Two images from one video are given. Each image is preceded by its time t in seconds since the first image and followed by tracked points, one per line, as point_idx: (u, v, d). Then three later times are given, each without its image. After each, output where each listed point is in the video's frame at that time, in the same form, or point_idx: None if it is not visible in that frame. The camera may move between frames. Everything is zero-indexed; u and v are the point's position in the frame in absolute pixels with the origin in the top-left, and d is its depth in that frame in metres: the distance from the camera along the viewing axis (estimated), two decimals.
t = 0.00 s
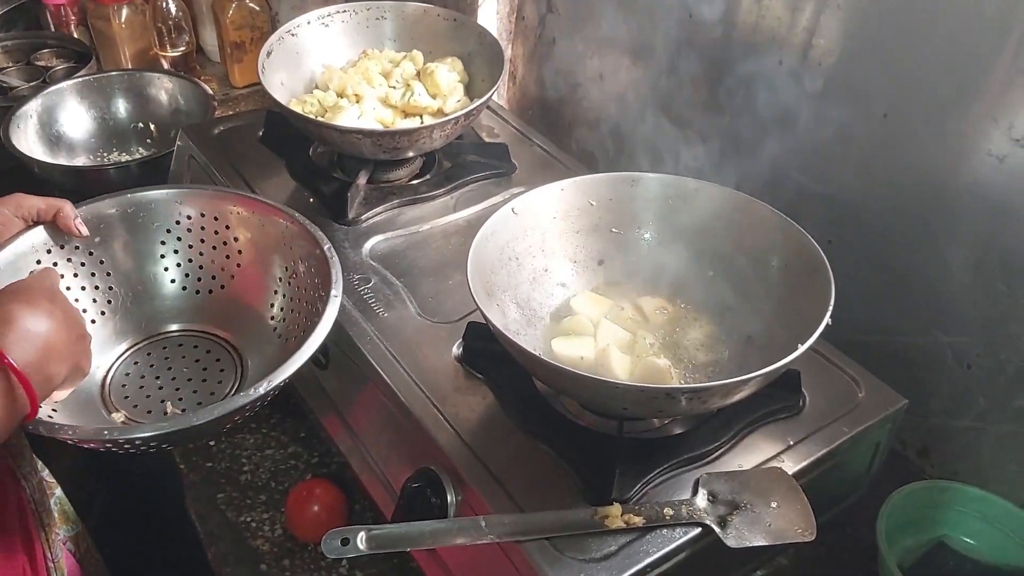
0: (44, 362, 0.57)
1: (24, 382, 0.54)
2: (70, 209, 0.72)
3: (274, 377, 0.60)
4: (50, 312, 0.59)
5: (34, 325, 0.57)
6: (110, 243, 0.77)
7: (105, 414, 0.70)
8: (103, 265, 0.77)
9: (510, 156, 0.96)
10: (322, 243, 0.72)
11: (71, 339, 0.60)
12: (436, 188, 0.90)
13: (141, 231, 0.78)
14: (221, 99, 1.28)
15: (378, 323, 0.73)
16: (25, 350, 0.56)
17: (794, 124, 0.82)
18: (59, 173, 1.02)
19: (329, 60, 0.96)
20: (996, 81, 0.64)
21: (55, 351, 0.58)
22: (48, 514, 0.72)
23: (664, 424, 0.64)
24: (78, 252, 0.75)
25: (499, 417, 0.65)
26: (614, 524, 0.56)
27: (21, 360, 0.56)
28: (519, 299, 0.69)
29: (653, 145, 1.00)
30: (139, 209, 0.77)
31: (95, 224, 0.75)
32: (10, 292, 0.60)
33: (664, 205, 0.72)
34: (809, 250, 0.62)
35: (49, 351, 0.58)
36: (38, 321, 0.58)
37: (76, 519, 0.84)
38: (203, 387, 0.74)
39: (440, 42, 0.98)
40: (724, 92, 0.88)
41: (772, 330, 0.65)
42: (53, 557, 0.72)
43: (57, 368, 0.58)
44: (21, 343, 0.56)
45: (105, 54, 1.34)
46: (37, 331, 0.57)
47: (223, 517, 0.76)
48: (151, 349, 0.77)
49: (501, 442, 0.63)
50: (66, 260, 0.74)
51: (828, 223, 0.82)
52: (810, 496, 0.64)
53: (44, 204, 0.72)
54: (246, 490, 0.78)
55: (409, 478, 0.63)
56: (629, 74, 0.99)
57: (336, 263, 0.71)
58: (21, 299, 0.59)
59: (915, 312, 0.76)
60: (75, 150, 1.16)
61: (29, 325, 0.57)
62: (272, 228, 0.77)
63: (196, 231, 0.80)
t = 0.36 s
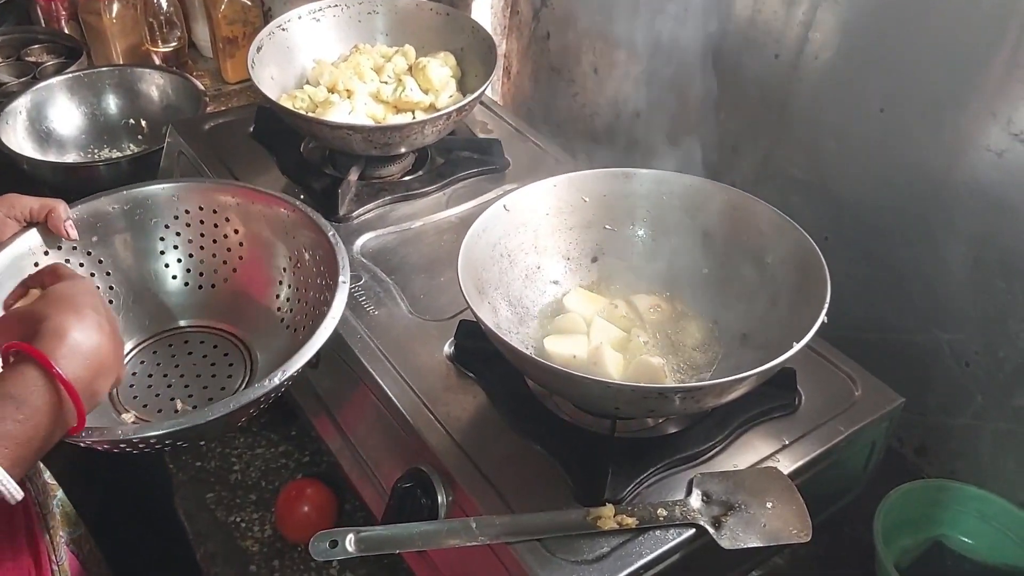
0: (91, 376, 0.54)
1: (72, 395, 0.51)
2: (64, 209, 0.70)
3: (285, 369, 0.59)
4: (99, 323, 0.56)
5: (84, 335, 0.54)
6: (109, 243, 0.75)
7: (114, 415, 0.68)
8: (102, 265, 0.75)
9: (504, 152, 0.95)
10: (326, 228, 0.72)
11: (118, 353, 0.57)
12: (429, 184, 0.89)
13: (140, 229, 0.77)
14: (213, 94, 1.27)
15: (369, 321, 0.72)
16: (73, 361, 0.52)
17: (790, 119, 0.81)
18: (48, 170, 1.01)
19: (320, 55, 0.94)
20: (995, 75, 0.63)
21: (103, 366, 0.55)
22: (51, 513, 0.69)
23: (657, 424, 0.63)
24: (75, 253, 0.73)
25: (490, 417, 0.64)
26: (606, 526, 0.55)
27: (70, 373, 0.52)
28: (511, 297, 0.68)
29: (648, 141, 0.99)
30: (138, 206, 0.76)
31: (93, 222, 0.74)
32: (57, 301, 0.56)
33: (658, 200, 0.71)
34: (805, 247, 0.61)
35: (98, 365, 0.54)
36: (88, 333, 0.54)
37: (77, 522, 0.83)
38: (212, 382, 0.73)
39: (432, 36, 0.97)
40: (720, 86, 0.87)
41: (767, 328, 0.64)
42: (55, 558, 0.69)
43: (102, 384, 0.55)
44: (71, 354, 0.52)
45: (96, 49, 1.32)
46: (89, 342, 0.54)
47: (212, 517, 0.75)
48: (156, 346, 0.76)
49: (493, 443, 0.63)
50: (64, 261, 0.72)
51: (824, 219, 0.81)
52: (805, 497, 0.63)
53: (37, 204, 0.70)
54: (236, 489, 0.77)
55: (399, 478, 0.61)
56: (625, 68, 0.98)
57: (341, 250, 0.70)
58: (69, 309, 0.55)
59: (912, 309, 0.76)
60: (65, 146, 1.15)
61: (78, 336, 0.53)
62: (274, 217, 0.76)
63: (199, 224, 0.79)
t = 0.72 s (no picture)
0: (278, 259, 0.44)
1: (211, 317, 0.44)
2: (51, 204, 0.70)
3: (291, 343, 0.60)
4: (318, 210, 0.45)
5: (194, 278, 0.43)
6: (104, 233, 0.75)
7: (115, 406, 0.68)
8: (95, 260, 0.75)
9: (499, 147, 0.94)
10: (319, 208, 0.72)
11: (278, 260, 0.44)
12: (423, 179, 0.88)
13: (131, 220, 0.76)
14: (205, 89, 1.26)
15: (362, 318, 0.71)
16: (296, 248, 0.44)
17: (788, 113, 0.80)
18: (38, 165, 1.00)
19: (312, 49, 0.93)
20: (994, 69, 0.62)
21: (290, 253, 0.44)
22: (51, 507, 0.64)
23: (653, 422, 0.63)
24: (67, 248, 0.73)
25: (485, 415, 0.64)
26: (602, 525, 0.54)
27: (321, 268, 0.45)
28: (505, 294, 0.67)
29: (645, 135, 0.98)
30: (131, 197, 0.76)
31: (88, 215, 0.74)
32: (248, 184, 0.45)
33: (654, 195, 0.70)
34: (803, 242, 0.60)
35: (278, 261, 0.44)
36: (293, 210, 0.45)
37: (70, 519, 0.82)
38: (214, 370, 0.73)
39: (426, 29, 0.96)
40: (717, 80, 0.86)
41: (764, 324, 0.63)
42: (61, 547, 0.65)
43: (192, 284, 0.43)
44: (257, 254, 0.43)
45: (88, 44, 1.31)
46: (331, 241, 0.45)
47: (203, 516, 0.75)
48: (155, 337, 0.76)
49: (489, 442, 0.62)
50: (57, 256, 0.72)
51: (822, 214, 0.80)
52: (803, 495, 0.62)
53: (23, 200, 0.73)
54: (228, 488, 0.77)
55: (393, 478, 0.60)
56: (621, 62, 0.97)
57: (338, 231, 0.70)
58: (248, 202, 0.44)
59: (910, 305, 0.75)
60: (56, 142, 1.14)
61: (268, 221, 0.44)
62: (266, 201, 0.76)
63: (192, 212, 0.78)
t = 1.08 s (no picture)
0: (428, 217, 0.47)
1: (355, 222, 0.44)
2: (41, 199, 0.70)
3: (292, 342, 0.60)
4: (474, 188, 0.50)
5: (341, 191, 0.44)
6: (98, 227, 0.75)
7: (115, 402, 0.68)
8: (89, 252, 0.74)
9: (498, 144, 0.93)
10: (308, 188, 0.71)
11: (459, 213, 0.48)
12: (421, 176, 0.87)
13: (125, 211, 0.76)
14: (204, 87, 1.26)
15: (361, 317, 0.71)
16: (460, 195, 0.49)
17: (789, 110, 0.79)
18: (36, 163, 0.99)
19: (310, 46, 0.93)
20: (995, 65, 0.62)
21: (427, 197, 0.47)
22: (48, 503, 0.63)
23: (654, 420, 0.62)
24: (60, 242, 0.72)
25: (485, 413, 0.64)
26: (602, 524, 0.54)
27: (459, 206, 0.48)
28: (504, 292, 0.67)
29: (644, 132, 0.98)
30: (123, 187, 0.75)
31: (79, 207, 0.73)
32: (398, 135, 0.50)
33: (654, 193, 0.70)
34: (803, 239, 0.60)
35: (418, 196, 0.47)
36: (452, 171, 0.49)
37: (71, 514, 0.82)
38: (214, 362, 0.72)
39: (424, 26, 0.95)
40: (717, 76, 0.85)
41: (765, 321, 0.63)
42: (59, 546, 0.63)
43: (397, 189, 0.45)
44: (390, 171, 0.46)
45: (86, 41, 1.31)
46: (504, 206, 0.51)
47: (202, 516, 0.75)
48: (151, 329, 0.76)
49: (489, 441, 0.62)
50: (51, 250, 0.72)
51: (823, 211, 0.80)
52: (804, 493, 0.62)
53: (12, 194, 0.71)
54: (227, 488, 0.77)
55: (392, 476, 0.60)
56: (620, 59, 0.97)
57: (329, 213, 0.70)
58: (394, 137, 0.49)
59: (911, 302, 0.75)
60: (54, 140, 1.13)
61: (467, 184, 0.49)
62: (257, 186, 0.76)
63: (184, 201, 0.78)
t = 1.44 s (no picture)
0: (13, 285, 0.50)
1: None
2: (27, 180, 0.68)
3: (287, 327, 0.58)
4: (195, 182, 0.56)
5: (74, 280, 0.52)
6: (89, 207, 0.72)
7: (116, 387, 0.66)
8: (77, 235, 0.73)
9: (500, 138, 0.93)
10: (307, 173, 0.71)
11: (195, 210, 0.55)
12: (424, 170, 0.87)
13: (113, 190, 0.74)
14: (204, 80, 1.25)
15: (364, 310, 0.71)
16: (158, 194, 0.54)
17: (792, 104, 0.79)
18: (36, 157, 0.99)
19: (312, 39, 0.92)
20: (1001, 59, 0.61)
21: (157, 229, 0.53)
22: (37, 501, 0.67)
23: (657, 414, 0.62)
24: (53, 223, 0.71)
25: (488, 407, 0.63)
26: (606, 517, 0.54)
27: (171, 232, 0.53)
28: (508, 286, 0.67)
29: (647, 126, 0.97)
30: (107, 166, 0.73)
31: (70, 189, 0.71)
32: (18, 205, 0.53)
33: (657, 186, 0.70)
34: (807, 233, 0.60)
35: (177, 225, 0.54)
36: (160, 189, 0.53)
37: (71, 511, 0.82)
38: (211, 346, 0.71)
39: (426, 20, 0.95)
40: (720, 70, 0.85)
41: (769, 315, 0.62)
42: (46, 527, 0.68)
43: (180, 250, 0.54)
44: None
45: (87, 35, 1.30)
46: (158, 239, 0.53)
47: (205, 510, 0.74)
48: (147, 313, 0.74)
49: (492, 434, 0.61)
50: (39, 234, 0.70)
51: (826, 205, 0.80)
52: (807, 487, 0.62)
53: None
54: (229, 482, 0.76)
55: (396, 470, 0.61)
56: (623, 53, 0.96)
57: (325, 194, 0.69)
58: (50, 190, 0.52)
59: (914, 296, 0.75)
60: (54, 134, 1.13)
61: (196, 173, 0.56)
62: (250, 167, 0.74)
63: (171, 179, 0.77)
